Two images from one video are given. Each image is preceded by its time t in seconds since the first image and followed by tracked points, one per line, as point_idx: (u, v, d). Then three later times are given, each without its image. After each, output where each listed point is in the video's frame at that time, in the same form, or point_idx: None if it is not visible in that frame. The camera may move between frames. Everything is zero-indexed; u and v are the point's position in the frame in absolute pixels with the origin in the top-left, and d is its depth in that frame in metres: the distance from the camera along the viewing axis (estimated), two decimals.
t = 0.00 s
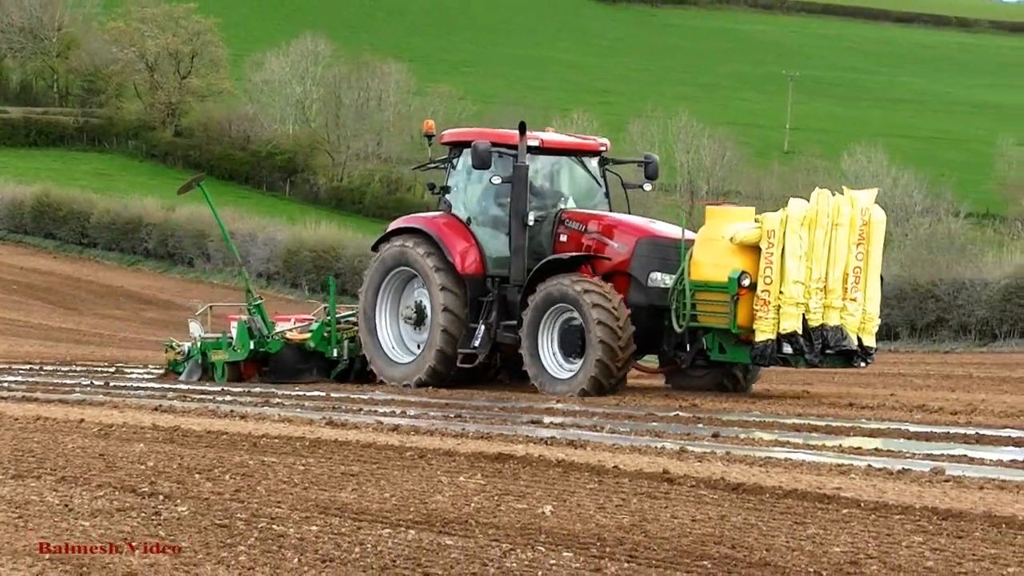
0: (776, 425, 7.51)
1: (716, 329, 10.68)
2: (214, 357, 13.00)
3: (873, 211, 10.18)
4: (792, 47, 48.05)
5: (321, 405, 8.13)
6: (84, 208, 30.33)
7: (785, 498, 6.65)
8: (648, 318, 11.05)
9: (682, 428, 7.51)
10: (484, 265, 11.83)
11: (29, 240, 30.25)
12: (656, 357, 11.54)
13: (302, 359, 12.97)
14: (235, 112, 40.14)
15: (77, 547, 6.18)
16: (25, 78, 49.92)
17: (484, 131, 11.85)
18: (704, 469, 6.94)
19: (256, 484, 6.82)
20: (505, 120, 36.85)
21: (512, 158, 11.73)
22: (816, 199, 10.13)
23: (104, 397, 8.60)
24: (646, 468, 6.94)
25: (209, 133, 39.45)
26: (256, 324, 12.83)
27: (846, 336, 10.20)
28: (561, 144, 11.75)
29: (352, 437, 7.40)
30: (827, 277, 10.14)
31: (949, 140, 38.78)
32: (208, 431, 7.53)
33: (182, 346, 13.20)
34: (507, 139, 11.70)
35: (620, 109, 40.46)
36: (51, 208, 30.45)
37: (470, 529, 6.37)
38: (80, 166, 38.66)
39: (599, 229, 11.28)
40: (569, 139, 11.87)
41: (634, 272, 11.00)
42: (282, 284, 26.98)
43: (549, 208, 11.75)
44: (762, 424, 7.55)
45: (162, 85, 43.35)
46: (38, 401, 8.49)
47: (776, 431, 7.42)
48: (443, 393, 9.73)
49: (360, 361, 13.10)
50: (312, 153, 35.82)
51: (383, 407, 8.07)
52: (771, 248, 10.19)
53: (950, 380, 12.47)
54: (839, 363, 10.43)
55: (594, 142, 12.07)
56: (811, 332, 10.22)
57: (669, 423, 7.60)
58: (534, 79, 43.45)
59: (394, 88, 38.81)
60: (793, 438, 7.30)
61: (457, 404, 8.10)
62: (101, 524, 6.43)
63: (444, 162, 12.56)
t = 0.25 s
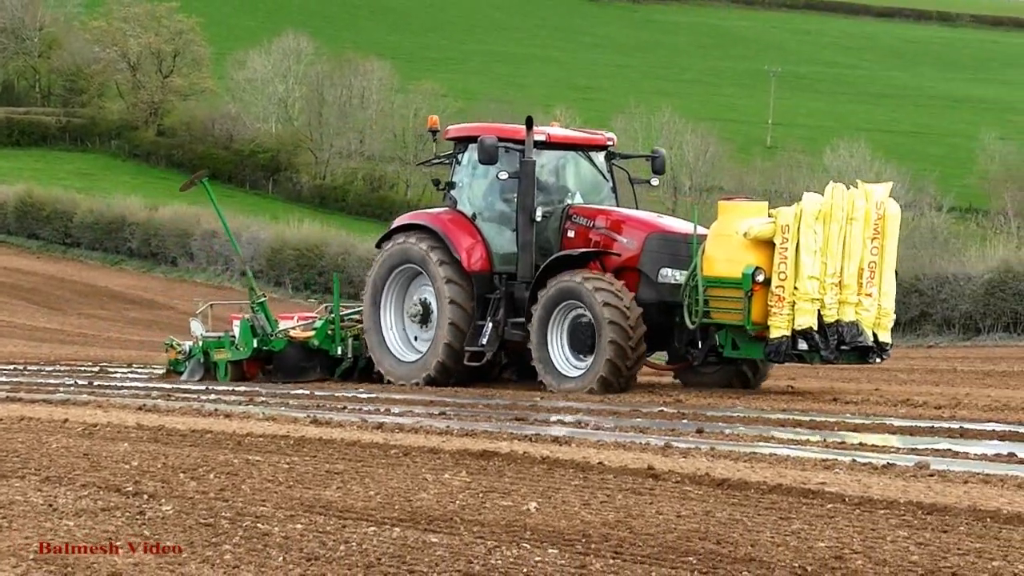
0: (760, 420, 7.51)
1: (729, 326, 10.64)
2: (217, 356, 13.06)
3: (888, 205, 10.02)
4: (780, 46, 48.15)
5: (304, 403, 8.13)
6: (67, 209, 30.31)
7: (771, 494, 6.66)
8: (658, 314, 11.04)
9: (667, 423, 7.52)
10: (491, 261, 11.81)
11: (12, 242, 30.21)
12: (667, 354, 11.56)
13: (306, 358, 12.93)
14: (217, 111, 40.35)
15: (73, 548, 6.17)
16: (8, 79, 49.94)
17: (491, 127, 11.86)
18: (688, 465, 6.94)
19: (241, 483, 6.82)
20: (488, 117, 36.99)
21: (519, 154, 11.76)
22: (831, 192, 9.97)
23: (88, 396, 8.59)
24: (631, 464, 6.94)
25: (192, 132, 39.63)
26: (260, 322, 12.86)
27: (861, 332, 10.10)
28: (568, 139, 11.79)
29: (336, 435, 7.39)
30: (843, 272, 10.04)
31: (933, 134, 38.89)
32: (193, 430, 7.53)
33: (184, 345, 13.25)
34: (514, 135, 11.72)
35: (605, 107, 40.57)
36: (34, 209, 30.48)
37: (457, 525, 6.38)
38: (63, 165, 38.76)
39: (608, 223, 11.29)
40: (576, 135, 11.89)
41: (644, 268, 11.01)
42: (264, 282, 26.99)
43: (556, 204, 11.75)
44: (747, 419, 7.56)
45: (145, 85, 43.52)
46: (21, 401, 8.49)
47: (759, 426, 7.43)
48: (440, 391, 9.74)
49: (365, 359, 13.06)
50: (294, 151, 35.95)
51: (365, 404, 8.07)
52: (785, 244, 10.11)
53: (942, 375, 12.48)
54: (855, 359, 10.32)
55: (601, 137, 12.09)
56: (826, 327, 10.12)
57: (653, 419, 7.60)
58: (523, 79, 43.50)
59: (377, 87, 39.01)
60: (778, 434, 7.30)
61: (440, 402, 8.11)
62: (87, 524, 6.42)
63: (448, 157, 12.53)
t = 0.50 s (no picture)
0: (748, 419, 7.51)
1: (744, 325, 10.52)
2: (220, 355, 13.05)
3: (904, 203, 9.89)
4: (770, 41, 48.16)
5: (293, 402, 8.13)
6: (54, 207, 30.39)
7: (758, 491, 6.66)
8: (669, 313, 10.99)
9: (655, 421, 7.52)
10: (499, 259, 11.75)
11: None
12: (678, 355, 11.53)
13: (310, 357, 12.91)
14: (205, 109, 40.65)
15: (72, 548, 6.15)
16: None
17: (498, 123, 11.81)
18: (676, 463, 6.95)
19: (228, 481, 6.81)
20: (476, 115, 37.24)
21: (528, 150, 11.69)
22: (847, 190, 9.84)
23: (76, 393, 8.60)
24: (618, 462, 6.94)
25: (180, 129, 39.89)
26: (264, 320, 12.82)
27: (877, 331, 9.89)
28: (577, 135, 11.72)
29: (324, 433, 7.39)
30: (858, 271, 9.85)
31: (923, 132, 39.00)
32: (180, 428, 7.52)
33: (187, 344, 13.24)
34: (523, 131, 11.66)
35: (595, 102, 40.69)
36: (21, 205, 30.61)
37: (444, 523, 6.38)
38: (51, 161, 38.97)
39: (617, 222, 11.25)
40: (584, 131, 11.83)
41: (656, 266, 10.95)
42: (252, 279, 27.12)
43: (563, 201, 11.71)
44: (735, 417, 7.57)
45: (133, 83, 43.86)
46: (9, 399, 8.49)
47: (747, 426, 7.42)
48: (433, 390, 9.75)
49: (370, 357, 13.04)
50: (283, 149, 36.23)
51: (351, 402, 8.08)
52: (800, 243, 9.94)
53: (933, 373, 12.48)
54: (871, 360, 10.13)
55: (610, 133, 12.04)
56: (842, 327, 9.93)
57: (640, 417, 7.61)
58: (517, 76, 43.56)
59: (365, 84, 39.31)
60: (766, 433, 7.30)
61: (428, 400, 8.12)
62: (73, 522, 6.41)
63: (456, 153, 12.48)
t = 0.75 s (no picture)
0: (736, 416, 7.52)
1: (756, 322, 10.54)
2: (224, 353, 13.08)
3: (919, 199, 9.86)
4: (755, 38, 48.16)
5: (281, 399, 8.13)
6: (41, 204, 30.35)
7: (745, 489, 6.66)
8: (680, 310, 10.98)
9: (643, 419, 7.54)
10: (507, 256, 11.71)
11: None
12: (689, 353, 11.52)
13: (315, 355, 12.90)
14: (192, 107, 40.98)
15: (72, 547, 6.13)
16: None
17: (506, 119, 11.72)
18: (664, 461, 6.95)
19: (215, 479, 6.81)
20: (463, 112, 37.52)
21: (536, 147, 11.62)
22: (862, 186, 9.79)
23: (63, 392, 8.60)
24: (606, 460, 6.95)
25: (168, 127, 40.18)
26: (269, 319, 12.82)
27: (892, 329, 9.87)
28: (585, 132, 11.65)
29: (311, 431, 7.39)
30: (874, 268, 9.81)
31: (909, 129, 39.08)
32: (167, 427, 7.52)
33: (191, 342, 13.30)
34: (531, 127, 11.59)
35: (585, 99, 40.82)
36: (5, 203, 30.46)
37: (431, 521, 6.37)
38: (38, 157, 39.20)
39: (626, 218, 11.20)
40: (592, 126, 11.76)
41: (667, 264, 10.94)
42: (241, 278, 27.31)
43: (572, 197, 11.66)
44: (720, 415, 7.58)
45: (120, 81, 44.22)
46: None
47: (734, 423, 7.43)
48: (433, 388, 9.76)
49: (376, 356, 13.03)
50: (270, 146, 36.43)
51: (338, 399, 8.09)
52: (815, 239, 9.89)
53: (924, 370, 12.51)
54: (885, 357, 10.12)
55: (618, 129, 11.96)
56: (858, 325, 9.91)
57: (627, 415, 7.62)
58: (509, 72, 43.63)
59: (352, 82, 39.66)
60: (753, 431, 7.30)
61: (416, 397, 8.14)
62: (61, 520, 6.41)
63: (461, 149, 12.40)
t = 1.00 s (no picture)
0: (722, 413, 7.53)
1: (768, 320, 10.55)
2: (229, 351, 13.06)
3: (936, 196, 9.90)
4: (742, 35, 48.06)
5: (268, 396, 8.15)
6: (30, 201, 30.38)
7: (732, 486, 6.66)
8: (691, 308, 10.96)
9: (630, 415, 7.56)
10: (516, 253, 11.72)
11: None
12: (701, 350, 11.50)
13: (321, 352, 12.88)
14: (180, 104, 41.26)
15: (72, 548, 6.10)
16: None
17: (515, 114, 11.72)
18: (650, 457, 6.96)
19: (203, 475, 6.82)
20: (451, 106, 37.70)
21: (545, 142, 11.61)
22: (879, 182, 9.86)
23: (53, 388, 8.62)
24: (593, 457, 6.95)
25: (155, 124, 40.47)
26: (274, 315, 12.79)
27: (909, 327, 9.92)
28: (594, 127, 11.65)
29: (299, 428, 7.40)
30: (891, 264, 9.86)
31: (898, 126, 39.03)
32: (155, 423, 7.52)
33: (195, 340, 13.33)
34: (541, 123, 11.59)
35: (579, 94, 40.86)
36: None
37: (418, 518, 6.38)
38: (26, 155, 39.47)
39: (637, 214, 11.19)
40: (602, 122, 11.75)
41: (678, 260, 10.91)
42: (229, 275, 27.49)
43: (581, 194, 11.65)
44: (708, 411, 7.59)
45: (107, 78, 44.56)
46: None
47: (721, 420, 7.44)
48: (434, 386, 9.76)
49: (383, 353, 13.01)
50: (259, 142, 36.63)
51: (325, 395, 8.12)
52: (831, 236, 9.95)
53: (917, 367, 12.52)
54: (901, 355, 10.15)
55: (628, 124, 11.95)
56: (874, 322, 9.95)
57: (614, 411, 7.63)
58: (496, 70, 43.72)
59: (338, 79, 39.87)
60: (740, 428, 7.31)
61: (402, 394, 8.16)
62: (48, 517, 6.42)
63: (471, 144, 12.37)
